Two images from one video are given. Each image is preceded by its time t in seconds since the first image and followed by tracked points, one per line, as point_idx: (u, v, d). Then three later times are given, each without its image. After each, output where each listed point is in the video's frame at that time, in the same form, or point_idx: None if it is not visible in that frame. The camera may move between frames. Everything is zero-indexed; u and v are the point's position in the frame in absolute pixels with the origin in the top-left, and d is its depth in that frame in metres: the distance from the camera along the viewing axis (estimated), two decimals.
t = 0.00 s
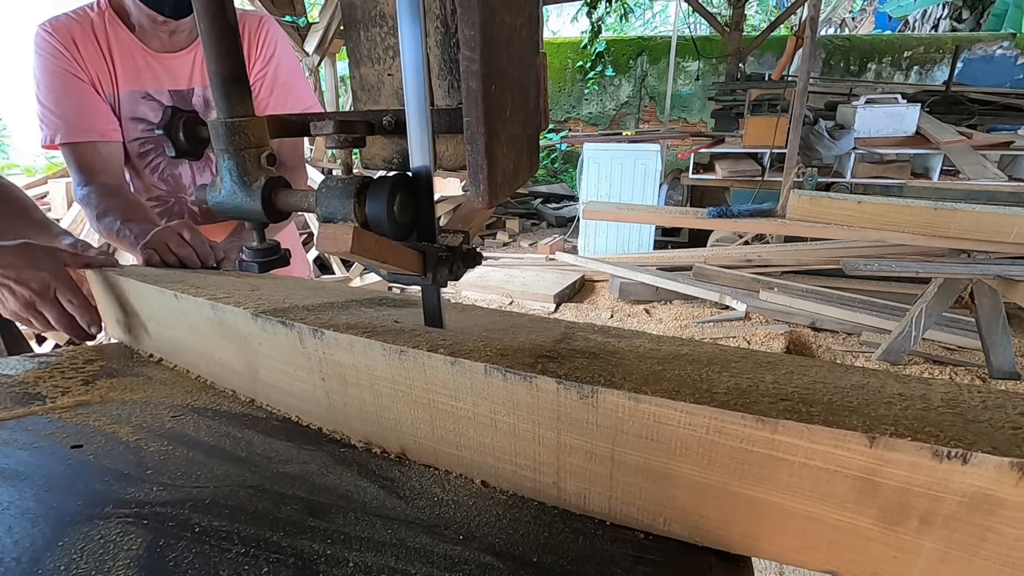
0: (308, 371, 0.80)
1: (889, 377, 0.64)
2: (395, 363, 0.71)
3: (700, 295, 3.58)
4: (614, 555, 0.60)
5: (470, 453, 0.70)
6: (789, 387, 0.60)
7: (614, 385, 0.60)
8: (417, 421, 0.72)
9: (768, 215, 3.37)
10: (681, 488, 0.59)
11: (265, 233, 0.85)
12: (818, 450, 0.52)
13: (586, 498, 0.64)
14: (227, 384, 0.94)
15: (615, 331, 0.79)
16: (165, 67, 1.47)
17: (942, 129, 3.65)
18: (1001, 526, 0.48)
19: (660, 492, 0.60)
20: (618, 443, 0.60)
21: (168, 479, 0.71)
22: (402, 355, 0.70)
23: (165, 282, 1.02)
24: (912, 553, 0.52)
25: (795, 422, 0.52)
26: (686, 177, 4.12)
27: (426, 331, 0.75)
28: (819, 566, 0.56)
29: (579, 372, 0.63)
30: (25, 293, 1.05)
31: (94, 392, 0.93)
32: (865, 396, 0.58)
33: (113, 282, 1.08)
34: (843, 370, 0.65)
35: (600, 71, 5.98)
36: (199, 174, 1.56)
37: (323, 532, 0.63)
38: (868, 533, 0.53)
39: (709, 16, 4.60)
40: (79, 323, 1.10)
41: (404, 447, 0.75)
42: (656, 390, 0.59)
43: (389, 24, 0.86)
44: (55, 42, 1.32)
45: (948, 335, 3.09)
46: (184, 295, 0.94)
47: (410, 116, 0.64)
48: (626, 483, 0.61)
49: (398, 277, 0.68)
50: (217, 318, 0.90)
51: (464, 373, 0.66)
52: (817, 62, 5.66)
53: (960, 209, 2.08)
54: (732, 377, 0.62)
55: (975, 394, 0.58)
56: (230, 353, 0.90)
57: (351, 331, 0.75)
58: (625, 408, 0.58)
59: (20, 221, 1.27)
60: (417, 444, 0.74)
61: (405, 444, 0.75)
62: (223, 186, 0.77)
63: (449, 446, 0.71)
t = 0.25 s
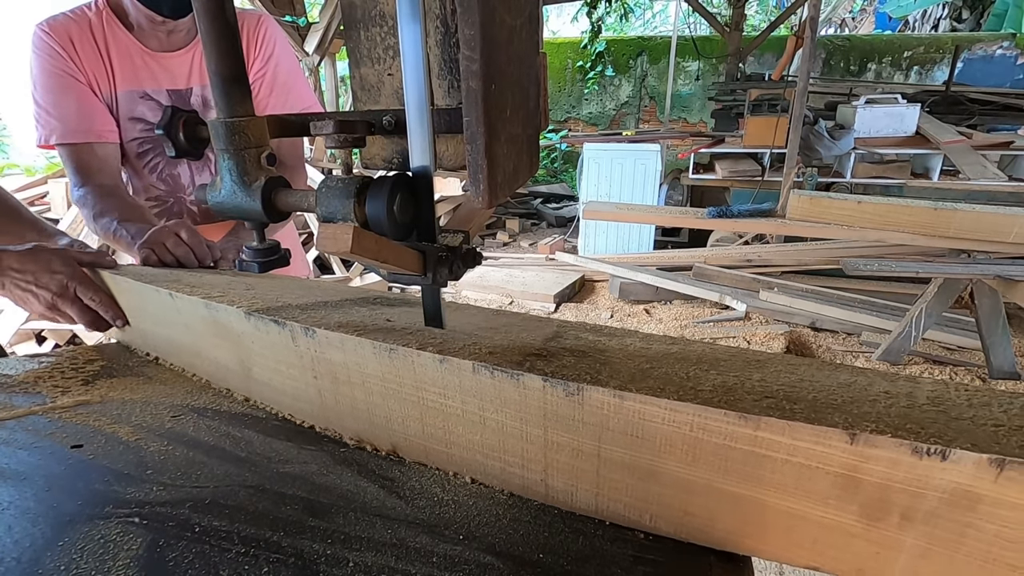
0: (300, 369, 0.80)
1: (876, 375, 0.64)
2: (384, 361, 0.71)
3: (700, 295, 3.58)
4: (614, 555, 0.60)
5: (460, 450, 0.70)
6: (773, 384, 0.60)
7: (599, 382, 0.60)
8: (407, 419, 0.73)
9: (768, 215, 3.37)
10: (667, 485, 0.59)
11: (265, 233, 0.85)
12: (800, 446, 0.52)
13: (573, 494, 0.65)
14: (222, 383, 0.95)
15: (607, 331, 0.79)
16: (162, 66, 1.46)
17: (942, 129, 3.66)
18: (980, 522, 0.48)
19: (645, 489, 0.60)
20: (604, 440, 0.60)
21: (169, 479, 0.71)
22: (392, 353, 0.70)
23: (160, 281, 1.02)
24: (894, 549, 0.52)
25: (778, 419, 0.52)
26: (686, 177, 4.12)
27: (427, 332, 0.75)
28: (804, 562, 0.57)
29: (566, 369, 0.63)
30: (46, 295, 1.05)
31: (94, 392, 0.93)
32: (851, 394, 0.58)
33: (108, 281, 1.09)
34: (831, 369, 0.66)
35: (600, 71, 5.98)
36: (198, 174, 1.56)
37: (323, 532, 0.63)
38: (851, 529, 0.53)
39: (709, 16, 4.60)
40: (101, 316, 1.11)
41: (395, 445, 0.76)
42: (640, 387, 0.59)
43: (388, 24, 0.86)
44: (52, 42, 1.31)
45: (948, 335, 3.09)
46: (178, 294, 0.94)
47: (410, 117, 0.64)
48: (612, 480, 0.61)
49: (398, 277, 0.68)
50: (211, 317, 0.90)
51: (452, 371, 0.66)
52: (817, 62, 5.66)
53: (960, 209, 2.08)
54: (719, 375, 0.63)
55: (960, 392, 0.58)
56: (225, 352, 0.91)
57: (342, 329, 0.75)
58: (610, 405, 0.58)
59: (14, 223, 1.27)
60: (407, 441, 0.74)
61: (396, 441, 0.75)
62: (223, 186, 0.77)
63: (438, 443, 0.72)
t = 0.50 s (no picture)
0: (291, 367, 0.81)
1: (863, 373, 0.64)
2: (373, 359, 0.71)
3: (700, 295, 3.58)
4: (614, 555, 0.60)
5: (448, 447, 0.71)
6: (758, 381, 0.60)
7: (584, 379, 0.60)
8: (397, 416, 0.73)
9: (768, 215, 3.37)
10: (651, 481, 0.59)
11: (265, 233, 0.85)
12: (781, 442, 0.52)
13: (560, 491, 0.65)
14: (217, 381, 0.95)
15: (598, 330, 0.79)
16: (160, 66, 1.46)
17: (942, 129, 3.66)
18: (958, 517, 0.48)
19: (631, 485, 0.60)
20: (589, 436, 0.60)
21: (168, 479, 0.71)
22: (381, 351, 0.70)
23: (155, 280, 1.02)
24: (875, 544, 0.52)
25: (760, 415, 0.52)
26: (686, 177, 4.12)
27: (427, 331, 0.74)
28: (787, 556, 0.57)
29: (551, 367, 0.63)
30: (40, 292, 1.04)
31: (94, 392, 0.93)
32: (836, 391, 0.58)
33: (103, 279, 1.09)
34: (818, 367, 0.66)
35: (600, 71, 5.98)
36: (197, 173, 1.55)
37: (323, 532, 0.63)
38: (832, 524, 0.53)
39: (709, 16, 4.60)
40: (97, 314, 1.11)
41: (385, 442, 0.76)
42: (625, 383, 0.59)
43: (388, 24, 0.86)
44: (50, 43, 1.31)
45: (948, 335, 3.09)
46: (172, 292, 0.94)
47: (410, 117, 0.64)
48: (597, 476, 0.62)
49: (398, 277, 0.68)
50: (205, 315, 0.90)
51: (440, 368, 0.66)
52: (817, 62, 5.66)
53: (960, 209, 2.08)
54: (705, 373, 0.63)
55: (944, 390, 0.58)
56: (218, 350, 0.91)
57: (333, 327, 0.75)
58: (595, 402, 0.58)
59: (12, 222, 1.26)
60: (397, 439, 0.75)
61: (386, 438, 0.76)
62: (223, 186, 0.77)
63: (428, 441, 0.72)
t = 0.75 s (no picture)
0: (281, 365, 0.81)
1: (846, 370, 0.64)
2: (361, 356, 0.72)
3: (700, 295, 3.58)
4: (613, 555, 0.60)
5: (435, 443, 0.71)
6: (740, 378, 0.61)
7: (567, 376, 0.61)
8: (385, 414, 0.73)
9: (768, 215, 3.37)
10: (633, 476, 0.60)
11: (265, 233, 0.85)
12: (758, 437, 0.53)
13: (544, 487, 0.66)
14: (208, 379, 0.95)
15: (587, 328, 0.80)
16: (161, 67, 1.46)
17: (941, 129, 3.66)
18: (932, 511, 0.49)
19: (614, 481, 0.61)
20: (572, 432, 0.61)
21: (169, 479, 0.71)
22: (369, 348, 0.71)
23: (149, 279, 1.02)
24: (851, 538, 0.53)
25: (737, 411, 0.53)
26: (686, 177, 4.12)
27: (423, 331, 0.75)
28: (768, 551, 0.58)
29: (535, 364, 0.64)
30: (32, 290, 1.05)
31: (94, 392, 0.93)
32: (816, 388, 0.58)
33: (97, 277, 1.09)
34: (801, 364, 0.66)
35: (600, 71, 5.98)
36: (198, 174, 1.55)
37: (323, 532, 0.63)
38: (809, 518, 0.54)
39: (709, 16, 4.60)
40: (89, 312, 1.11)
41: (373, 439, 0.77)
42: (607, 380, 0.60)
43: (389, 24, 0.86)
44: (50, 44, 1.31)
45: (948, 335, 3.09)
46: (164, 291, 0.94)
47: (410, 117, 0.64)
48: (579, 471, 0.63)
49: (398, 277, 0.68)
50: (196, 313, 0.90)
51: (426, 365, 0.67)
52: (817, 62, 5.66)
53: (960, 209, 2.08)
54: (688, 370, 0.64)
55: (925, 386, 0.59)
56: (210, 348, 0.91)
57: (321, 325, 0.76)
58: (577, 398, 0.59)
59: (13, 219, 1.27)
60: (386, 436, 0.75)
61: (374, 435, 0.76)
62: (223, 186, 0.77)
63: (415, 438, 0.73)
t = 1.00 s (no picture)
0: (274, 364, 0.82)
1: (834, 369, 0.65)
2: (352, 355, 0.72)
3: (700, 295, 3.58)
4: (614, 555, 0.60)
5: (426, 441, 0.72)
6: (728, 376, 0.61)
7: (555, 373, 0.61)
8: (377, 412, 0.74)
9: (768, 215, 3.37)
10: (620, 473, 0.61)
11: (265, 233, 0.85)
12: (742, 434, 0.53)
13: (534, 484, 0.66)
14: (203, 377, 0.96)
15: (579, 327, 0.80)
16: (162, 67, 1.46)
17: (942, 129, 3.66)
18: (914, 507, 0.50)
19: (601, 478, 0.62)
20: (560, 430, 0.62)
21: (168, 479, 0.71)
22: (360, 347, 0.71)
23: (145, 279, 1.02)
24: (834, 534, 0.54)
25: (722, 408, 0.54)
26: (686, 177, 4.12)
27: (424, 331, 0.75)
28: (754, 547, 0.58)
29: (524, 362, 0.64)
30: (28, 290, 1.05)
31: (94, 392, 0.93)
32: (803, 386, 0.59)
33: (93, 277, 1.09)
34: (790, 362, 0.67)
35: (600, 71, 5.98)
36: (198, 174, 1.56)
37: (323, 532, 0.63)
38: (793, 515, 0.54)
39: (709, 16, 4.60)
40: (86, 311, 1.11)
41: (365, 437, 0.77)
42: (595, 377, 0.60)
43: (389, 24, 0.86)
44: (52, 46, 1.31)
45: (948, 335, 3.09)
46: (158, 291, 0.95)
47: (410, 116, 0.64)
48: (568, 469, 0.63)
49: (398, 277, 0.68)
50: (190, 313, 0.91)
51: (416, 364, 0.68)
52: (817, 62, 5.66)
53: (960, 209, 2.08)
54: (676, 368, 0.64)
55: (910, 384, 0.60)
56: (204, 347, 0.92)
57: (314, 324, 0.76)
58: (565, 396, 0.60)
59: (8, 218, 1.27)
60: (378, 433, 0.76)
61: (366, 433, 0.77)
62: (223, 186, 0.77)
63: (407, 436, 0.73)
